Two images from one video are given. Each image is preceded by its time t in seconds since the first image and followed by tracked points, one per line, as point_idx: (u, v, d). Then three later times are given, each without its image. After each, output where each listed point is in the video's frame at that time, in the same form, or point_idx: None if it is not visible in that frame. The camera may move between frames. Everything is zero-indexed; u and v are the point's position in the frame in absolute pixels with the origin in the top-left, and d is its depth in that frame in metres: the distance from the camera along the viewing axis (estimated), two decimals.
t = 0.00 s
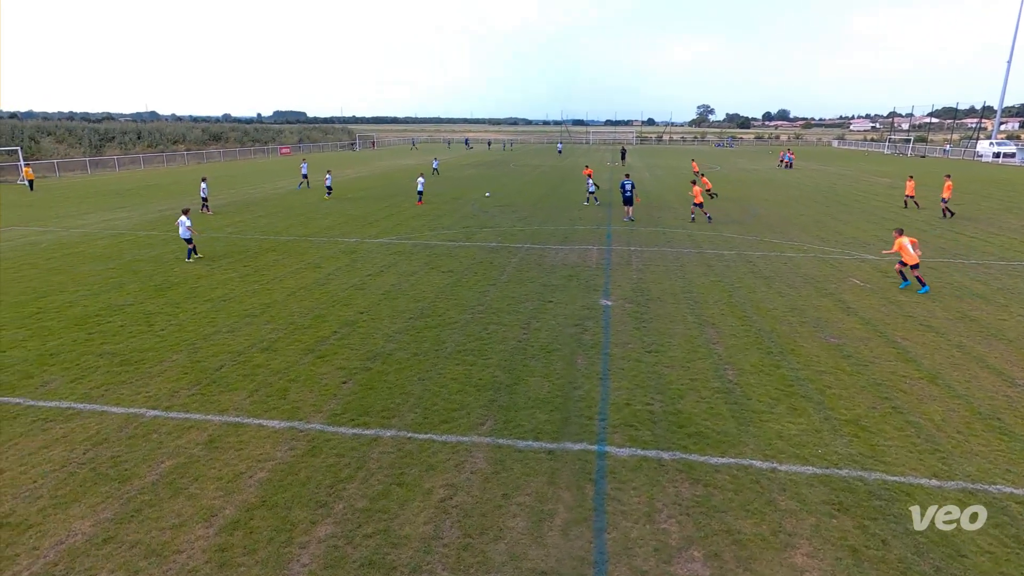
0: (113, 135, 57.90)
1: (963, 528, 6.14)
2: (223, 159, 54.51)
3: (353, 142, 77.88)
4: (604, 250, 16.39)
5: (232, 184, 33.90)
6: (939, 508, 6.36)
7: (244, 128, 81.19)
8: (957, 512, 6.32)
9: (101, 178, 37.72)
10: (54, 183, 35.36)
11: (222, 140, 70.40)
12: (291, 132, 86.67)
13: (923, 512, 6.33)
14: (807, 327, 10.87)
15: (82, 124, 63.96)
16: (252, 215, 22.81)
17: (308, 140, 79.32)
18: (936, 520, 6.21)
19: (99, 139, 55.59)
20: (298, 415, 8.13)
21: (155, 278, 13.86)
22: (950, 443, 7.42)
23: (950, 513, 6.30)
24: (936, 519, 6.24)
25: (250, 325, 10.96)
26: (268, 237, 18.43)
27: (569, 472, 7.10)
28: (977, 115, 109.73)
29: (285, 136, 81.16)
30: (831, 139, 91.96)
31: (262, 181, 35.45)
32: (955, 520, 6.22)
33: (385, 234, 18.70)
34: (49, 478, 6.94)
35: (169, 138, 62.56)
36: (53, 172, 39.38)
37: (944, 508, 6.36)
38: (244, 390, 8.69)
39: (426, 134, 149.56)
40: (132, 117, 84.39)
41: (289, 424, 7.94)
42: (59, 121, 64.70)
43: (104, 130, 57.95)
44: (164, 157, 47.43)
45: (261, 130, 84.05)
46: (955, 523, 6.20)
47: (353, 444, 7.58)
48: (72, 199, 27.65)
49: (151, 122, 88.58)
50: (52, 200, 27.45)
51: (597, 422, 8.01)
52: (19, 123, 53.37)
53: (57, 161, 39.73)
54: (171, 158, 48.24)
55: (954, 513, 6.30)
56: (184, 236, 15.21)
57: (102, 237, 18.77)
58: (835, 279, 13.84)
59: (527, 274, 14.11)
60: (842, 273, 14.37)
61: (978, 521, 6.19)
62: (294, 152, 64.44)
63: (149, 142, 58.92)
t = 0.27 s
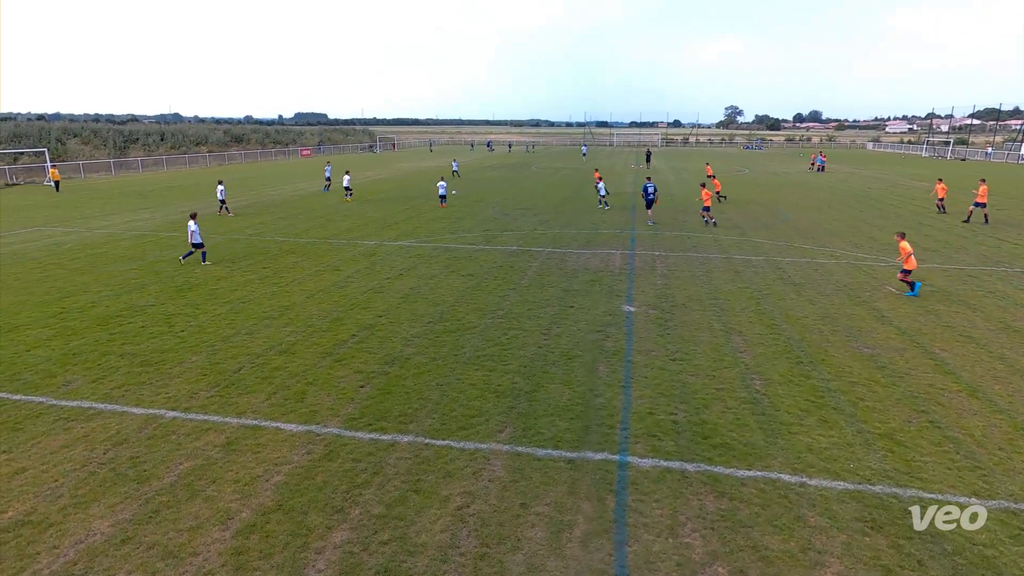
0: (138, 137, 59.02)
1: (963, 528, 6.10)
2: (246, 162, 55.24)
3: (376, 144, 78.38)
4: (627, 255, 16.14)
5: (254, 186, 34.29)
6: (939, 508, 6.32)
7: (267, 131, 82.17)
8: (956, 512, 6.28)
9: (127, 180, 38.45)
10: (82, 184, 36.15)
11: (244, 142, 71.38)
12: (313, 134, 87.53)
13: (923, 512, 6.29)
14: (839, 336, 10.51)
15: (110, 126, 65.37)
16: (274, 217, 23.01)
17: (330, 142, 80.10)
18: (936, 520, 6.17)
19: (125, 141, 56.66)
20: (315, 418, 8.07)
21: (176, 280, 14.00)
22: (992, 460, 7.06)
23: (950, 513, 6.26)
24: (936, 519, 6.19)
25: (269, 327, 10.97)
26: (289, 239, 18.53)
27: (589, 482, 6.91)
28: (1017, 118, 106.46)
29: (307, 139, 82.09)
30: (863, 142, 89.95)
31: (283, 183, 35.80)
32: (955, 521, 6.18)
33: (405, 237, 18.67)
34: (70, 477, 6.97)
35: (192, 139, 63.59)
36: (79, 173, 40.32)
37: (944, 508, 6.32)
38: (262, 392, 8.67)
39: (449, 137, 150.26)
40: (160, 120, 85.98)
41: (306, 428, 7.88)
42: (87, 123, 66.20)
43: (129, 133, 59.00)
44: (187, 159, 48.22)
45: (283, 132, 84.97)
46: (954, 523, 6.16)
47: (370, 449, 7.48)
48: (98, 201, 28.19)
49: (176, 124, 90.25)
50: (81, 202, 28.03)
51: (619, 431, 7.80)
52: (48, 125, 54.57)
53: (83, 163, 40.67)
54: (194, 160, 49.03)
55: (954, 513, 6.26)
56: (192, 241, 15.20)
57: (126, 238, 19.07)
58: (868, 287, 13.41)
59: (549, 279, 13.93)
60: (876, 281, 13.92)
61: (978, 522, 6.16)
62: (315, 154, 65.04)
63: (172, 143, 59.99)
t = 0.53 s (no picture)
0: (165, 138, 60.13)
1: (963, 527, 6.08)
2: (271, 163, 55.96)
3: (401, 145, 78.81)
4: (653, 259, 15.89)
5: (278, 188, 34.69)
6: (939, 508, 6.30)
7: (293, 132, 83.11)
8: (956, 512, 6.26)
9: (155, 181, 39.23)
10: (110, 185, 36.97)
11: (270, 143, 72.38)
12: (337, 135, 88.44)
13: (922, 512, 6.27)
14: (875, 346, 10.16)
15: (139, 127, 66.82)
16: (298, 218, 23.22)
17: (354, 143, 80.82)
18: (935, 521, 6.15)
19: (153, 142, 57.77)
20: (335, 421, 8.03)
21: (201, 280, 14.17)
22: None
23: (950, 514, 6.23)
24: (937, 519, 6.17)
25: (291, 328, 11.00)
26: (312, 241, 18.66)
27: (612, 491, 6.73)
28: None
29: (331, 140, 82.96)
30: (898, 145, 87.71)
31: (308, 184, 36.17)
32: (955, 521, 6.16)
33: (428, 239, 18.66)
34: (94, 475, 7.03)
35: (218, 141, 64.66)
36: (108, 175, 41.31)
37: (943, 509, 6.30)
38: (283, 394, 8.67)
39: (473, 139, 150.66)
40: (190, 122, 87.61)
41: (327, 430, 7.84)
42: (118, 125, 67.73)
43: (157, 133, 60.13)
44: (212, 160, 49.02)
45: (309, 134, 85.95)
46: (955, 523, 6.13)
47: (389, 453, 7.41)
48: (128, 202, 28.77)
49: (204, 125, 91.96)
50: (111, 202, 28.63)
51: (643, 440, 7.61)
52: (80, 126, 55.90)
53: (111, 164, 41.68)
54: (219, 161, 49.82)
55: (954, 513, 6.24)
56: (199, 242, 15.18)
57: (154, 238, 19.39)
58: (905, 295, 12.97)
59: (572, 283, 13.77)
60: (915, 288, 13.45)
61: (978, 521, 6.13)
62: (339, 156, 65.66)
63: (198, 144, 61.09)
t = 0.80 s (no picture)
0: (193, 138, 61.33)
1: (963, 527, 6.06)
2: (297, 164, 56.73)
3: (427, 146, 79.16)
4: (681, 264, 15.63)
5: (304, 189, 35.10)
6: (939, 508, 6.29)
7: (320, 134, 84.01)
8: (956, 512, 6.24)
9: (184, 181, 40.06)
10: (140, 186, 37.80)
11: (296, 144, 73.37)
12: (362, 137, 89.31)
13: (922, 512, 6.26)
14: (913, 356, 9.80)
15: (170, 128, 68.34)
16: (324, 219, 23.42)
17: (378, 145, 81.50)
18: (935, 520, 6.14)
19: (181, 142, 58.95)
20: (357, 423, 8.00)
21: (227, 280, 14.34)
22: None
23: (949, 514, 6.22)
24: (937, 519, 6.16)
25: (314, 330, 11.04)
26: (336, 242, 18.80)
27: (636, 501, 6.56)
28: None
29: (356, 141, 83.95)
30: (937, 147, 85.34)
31: (333, 186, 36.51)
32: (955, 520, 6.14)
33: (452, 241, 18.64)
34: (120, 472, 7.09)
35: (245, 142, 65.75)
36: (138, 175, 42.35)
37: (944, 508, 6.29)
38: (306, 395, 8.68)
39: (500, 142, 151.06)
40: (221, 123, 89.19)
41: (348, 432, 7.82)
42: (148, 126, 69.30)
43: (187, 135, 61.31)
44: (239, 161, 49.86)
45: (335, 135, 86.90)
46: (955, 523, 6.12)
47: (410, 456, 7.35)
48: (158, 202, 29.38)
49: (233, 126, 93.64)
50: (142, 202, 29.28)
51: (669, 449, 7.42)
52: (112, 127, 57.29)
53: (141, 165, 42.71)
54: (245, 163, 50.67)
55: (954, 513, 6.22)
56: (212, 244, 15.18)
57: (182, 238, 19.72)
58: (945, 303, 12.51)
59: (598, 287, 13.59)
60: (956, 296, 12.97)
61: (979, 521, 6.11)
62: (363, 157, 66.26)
63: (226, 145, 62.27)
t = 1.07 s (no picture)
0: (225, 139, 62.56)
1: (963, 527, 6.06)
2: (325, 165, 57.48)
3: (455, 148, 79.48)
4: (712, 268, 15.35)
5: (332, 189, 35.52)
6: (940, 508, 6.29)
7: (349, 135, 84.90)
8: (957, 512, 6.24)
9: (217, 181, 40.86)
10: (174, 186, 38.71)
11: (325, 145, 74.37)
12: (389, 137, 90.10)
13: (922, 512, 6.26)
14: (956, 366, 9.43)
15: (203, 130, 69.86)
16: (352, 220, 23.63)
17: (406, 146, 82.13)
18: (935, 520, 6.13)
19: (213, 143, 60.20)
20: (382, 425, 7.99)
21: (255, 280, 14.53)
22: None
23: (950, 514, 6.22)
24: (937, 519, 6.16)
25: (340, 330, 11.10)
26: (363, 243, 18.94)
27: (663, 510, 6.41)
28: None
29: (383, 142, 84.79)
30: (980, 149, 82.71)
31: (362, 187, 36.82)
32: (955, 521, 6.14)
33: (479, 243, 18.61)
34: (150, 468, 7.19)
35: (275, 143, 66.83)
36: (170, 175, 43.41)
37: (944, 509, 6.28)
38: (331, 395, 8.71)
39: (528, 143, 150.99)
40: (254, 125, 90.83)
41: (373, 434, 7.81)
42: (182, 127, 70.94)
43: (219, 136, 62.57)
44: (268, 163, 50.72)
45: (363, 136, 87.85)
46: (955, 523, 6.11)
47: (435, 459, 7.30)
48: (191, 202, 30.01)
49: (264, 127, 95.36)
50: (176, 202, 29.93)
51: (698, 458, 7.24)
52: (147, 128, 58.77)
53: (174, 165, 43.75)
54: (275, 163, 51.52)
55: (954, 513, 6.22)
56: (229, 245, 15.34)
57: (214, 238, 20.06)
58: (991, 312, 12.02)
59: (625, 290, 13.42)
60: (1003, 305, 12.47)
61: (978, 521, 6.11)
62: (391, 157, 66.82)
63: (256, 146, 63.42)
